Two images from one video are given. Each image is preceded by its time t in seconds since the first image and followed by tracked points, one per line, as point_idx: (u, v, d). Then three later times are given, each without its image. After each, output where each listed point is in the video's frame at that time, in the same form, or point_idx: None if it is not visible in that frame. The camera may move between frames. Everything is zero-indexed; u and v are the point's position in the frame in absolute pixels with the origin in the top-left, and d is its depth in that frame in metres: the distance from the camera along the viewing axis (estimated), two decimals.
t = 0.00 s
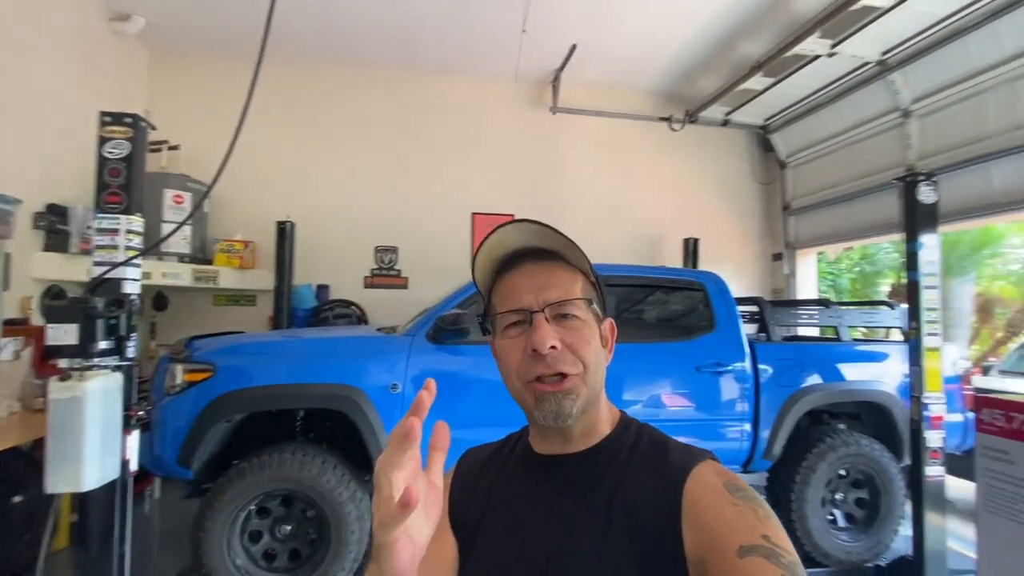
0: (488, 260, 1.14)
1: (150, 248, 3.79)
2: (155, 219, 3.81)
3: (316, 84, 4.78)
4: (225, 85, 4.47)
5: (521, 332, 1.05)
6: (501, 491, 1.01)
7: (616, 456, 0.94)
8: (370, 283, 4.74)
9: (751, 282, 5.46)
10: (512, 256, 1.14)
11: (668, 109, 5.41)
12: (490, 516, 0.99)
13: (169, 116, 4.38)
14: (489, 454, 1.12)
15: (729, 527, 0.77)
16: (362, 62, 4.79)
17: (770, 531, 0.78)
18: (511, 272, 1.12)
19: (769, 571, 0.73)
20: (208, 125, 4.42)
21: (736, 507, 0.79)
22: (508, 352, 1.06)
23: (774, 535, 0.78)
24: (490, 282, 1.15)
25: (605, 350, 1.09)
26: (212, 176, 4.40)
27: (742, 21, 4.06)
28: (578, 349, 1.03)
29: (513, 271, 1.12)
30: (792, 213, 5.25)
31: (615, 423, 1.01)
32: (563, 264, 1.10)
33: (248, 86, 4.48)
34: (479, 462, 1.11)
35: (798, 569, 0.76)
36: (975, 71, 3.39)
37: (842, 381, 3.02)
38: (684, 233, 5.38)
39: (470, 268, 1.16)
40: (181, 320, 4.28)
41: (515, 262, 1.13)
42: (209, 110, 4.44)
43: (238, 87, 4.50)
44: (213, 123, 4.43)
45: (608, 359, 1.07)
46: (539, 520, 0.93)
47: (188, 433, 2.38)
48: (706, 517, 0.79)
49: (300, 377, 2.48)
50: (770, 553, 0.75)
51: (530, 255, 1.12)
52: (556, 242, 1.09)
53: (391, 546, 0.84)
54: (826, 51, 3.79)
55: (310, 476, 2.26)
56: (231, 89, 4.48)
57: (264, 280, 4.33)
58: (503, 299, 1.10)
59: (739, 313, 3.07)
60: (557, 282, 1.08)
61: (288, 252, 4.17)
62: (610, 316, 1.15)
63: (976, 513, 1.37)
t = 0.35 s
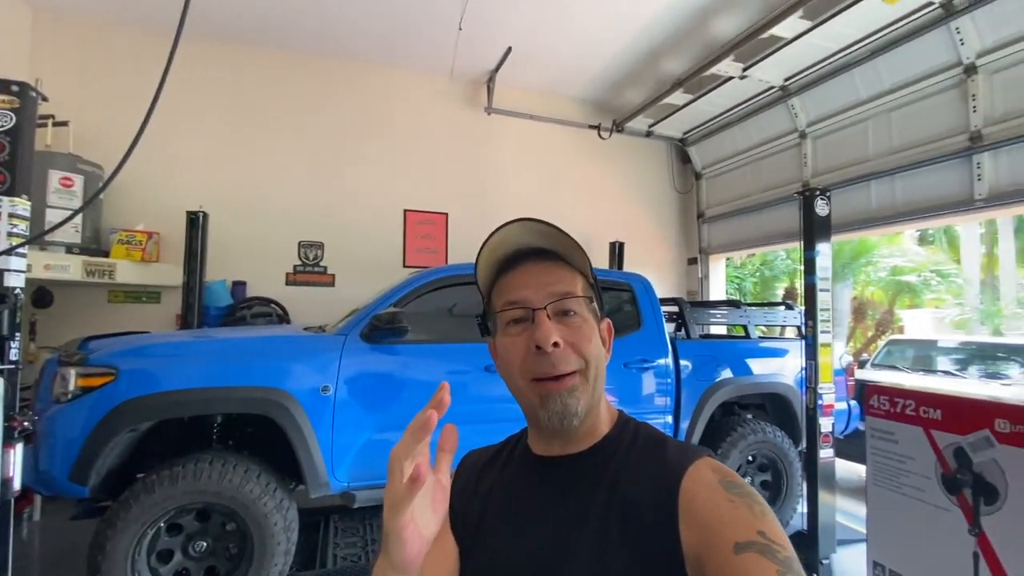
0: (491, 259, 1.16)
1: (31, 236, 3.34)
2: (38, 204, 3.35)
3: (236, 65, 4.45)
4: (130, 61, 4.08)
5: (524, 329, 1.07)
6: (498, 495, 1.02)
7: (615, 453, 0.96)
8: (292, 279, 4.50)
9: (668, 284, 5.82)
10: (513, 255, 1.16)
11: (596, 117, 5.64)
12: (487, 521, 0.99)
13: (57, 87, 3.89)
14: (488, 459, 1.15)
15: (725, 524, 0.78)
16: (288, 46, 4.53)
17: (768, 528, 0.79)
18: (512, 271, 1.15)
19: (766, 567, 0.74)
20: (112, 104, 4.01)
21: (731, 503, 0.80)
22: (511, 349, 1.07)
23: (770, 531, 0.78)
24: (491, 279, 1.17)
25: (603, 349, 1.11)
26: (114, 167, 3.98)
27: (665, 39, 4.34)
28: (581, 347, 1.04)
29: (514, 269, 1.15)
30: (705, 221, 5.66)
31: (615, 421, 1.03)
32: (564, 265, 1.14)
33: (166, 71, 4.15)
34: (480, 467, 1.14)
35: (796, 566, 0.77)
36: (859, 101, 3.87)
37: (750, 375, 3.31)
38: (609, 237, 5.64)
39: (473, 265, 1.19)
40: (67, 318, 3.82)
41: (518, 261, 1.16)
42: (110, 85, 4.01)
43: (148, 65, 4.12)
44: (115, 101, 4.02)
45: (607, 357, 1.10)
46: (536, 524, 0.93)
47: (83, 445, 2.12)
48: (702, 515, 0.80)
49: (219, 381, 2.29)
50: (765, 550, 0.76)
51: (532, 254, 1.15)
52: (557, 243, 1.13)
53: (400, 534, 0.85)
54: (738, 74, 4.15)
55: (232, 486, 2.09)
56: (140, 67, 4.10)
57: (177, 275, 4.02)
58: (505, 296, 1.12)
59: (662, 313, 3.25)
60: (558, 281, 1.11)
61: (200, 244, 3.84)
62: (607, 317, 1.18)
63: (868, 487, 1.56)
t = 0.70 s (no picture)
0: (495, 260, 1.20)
1: None
2: None
3: (189, 59, 4.25)
4: (72, 50, 3.83)
5: (526, 331, 1.10)
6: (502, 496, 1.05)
7: (622, 450, 0.99)
8: (248, 284, 4.33)
9: (627, 291, 5.99)
10: (518, 256, 1.19)
11: (559, 126, 5.75)
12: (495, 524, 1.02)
13: None
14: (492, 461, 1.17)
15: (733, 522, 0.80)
16: (245, 41, 4.37)
17: (777, 527, 0.81)
18: (516, 272, 1.18)
19: (775, 564, 0.75)
20: (51, 96, 3.76)
21: (740, 502, 0.83)
22: (514, 350, 1.10)
23: (779, 531, 0.80)
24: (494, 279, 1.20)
25: (606, 347, 1.14)
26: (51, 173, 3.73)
27: (627, 53, 4.48)
28: (582, 347, 1.08)
29: (518, 270, 1.18)
30: (663, 230, 5.85)
31: (619, 417, 1.06)
32: (567, 265, 1.16)
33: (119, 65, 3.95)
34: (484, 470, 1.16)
35: (806, 565, 0.78)
36: (805, 120, 4.12)
37: (708, 378, 3.44)
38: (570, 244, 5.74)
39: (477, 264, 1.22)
40: None
41: (521, 262, 1.19)
42: (50, 76, 3.76)
43: (93, 56, 3.89)
44: (56, 93, 3.78)
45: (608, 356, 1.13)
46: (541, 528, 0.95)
47: (18, 462, 1.95)
48: (711, 512, 0.82)
49: (172, 391, 2.17)
50: (774, 548, 0.77)
51: (535, 255, 1.18)
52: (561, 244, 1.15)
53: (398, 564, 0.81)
54: (695, 90, 4.34)
55: (188, 502, 1.97)
56: (83, 58, 3.87)
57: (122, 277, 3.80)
58: (509, 297, 1.15)
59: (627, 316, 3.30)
60: (562, 282, 1.13)
61: (148, 246, 3.64)
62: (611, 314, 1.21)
63: (825, 481, 1.66)
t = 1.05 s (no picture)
0: (505, 241, 1.19)
1: None
2: None
3: (173, 65, 4.18)
4: (51, 55, 3.74)
5: (526, 318, 1.10)
6: (494, 496, 1.04)
7: (613, 439, 0.98)
8: (232, 293, 4.25)
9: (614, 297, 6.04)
10: (527, 241, 1.18)
11: (545, 133, 5.81)
12: (490, 525, 1.00)
13: None
14: (475, 460, 1.16)
15: (723, 507, 0.78)
16: (230, 46, 4.32)
17: (766, 512, 0.79)
18: (524, 257, 1.17)
19: (766, 550, 0.73)
20: (26, 101, 3.66)
21: (731, 487, 0.81)
22: (511, 337, 1.10)
23: (769, 516, 0.78)
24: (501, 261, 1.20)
25: (604, 344, 1.13)
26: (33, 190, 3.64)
27: (612, 63, 4.56)
28: (580, 341, 1.07)
29: (523, 255, 1.17)
30: (648, 236, 5.93)
31: (611, 413, 1.05)
32: (575, 254, 1.15)
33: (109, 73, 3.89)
34: (469, 470, 1.15)
35: (795, 550, 0.76)
36: (785, 128, 4.24)
37: (697, 381, 3.50)
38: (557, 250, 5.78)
39: (483, 244, 1.21)
40: None
41: (528, 247, 1.18)
42: (28, 81, 3.67)
43: (73, 61, 3.80)
44: (34, 99, 3.68)
45: (605, 352, 1.12)
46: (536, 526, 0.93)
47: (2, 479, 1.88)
48: (701, 498, 0.80)
49: (163, 403, 2.12)
50: (765, 533, 0.76)
51: (542, 241, 1.17)
52: (572, 235, 1.13)
53: None
54: (679, 98, 4.44)
55: (181, 516, 1.93)
56: (61, 61, 3.77)
57: (102, 288, 3.70)
58: (514, 280, 1.14)
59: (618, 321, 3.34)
60: (568, 274, 1.12)
61: (129, 254, 3.55)
62: (613, 312, 1.19)
63: (820, 480, 1.71)
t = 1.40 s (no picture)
0: (488, 249, 1.14)
1: None
2: None
3: (172, 72, 4.14)
4: (52, 65, 3.70)
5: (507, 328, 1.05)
6: (497, 502, 0.98)
7: (607, 442, 0.94)
8: (237, 301, 4.21)
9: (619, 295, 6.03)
10: (510, 246, 1.12)
11: (547, 134, 5.80)
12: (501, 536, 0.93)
13: None
14: (469, 460, 1.12)
15: (713, 519, 0.74)
16: (230, 52, 4.28)
17: (758, 522, 0.76)
18: (508, 264, 1.12)
19: (754, 563, 0.70)
20: (24, 111, 3.61)
21: (723, 498, 0.77)
22: (494, 347, 1.07)
23: (760, 527, 0.75)
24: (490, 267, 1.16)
25: (593, 350, 1.06)
26: (31, 215, 3.57)
27: (613, 61, 4.54)
28: (560, 351, 1.01)
29: (509, 261, 1.12)
30: (652, 234, 5.93)
31: (602, 423, 0.99)
32: (558, 259, 1.07)
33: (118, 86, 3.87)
34: (464, 466, 1.11)
35: (785, 562, 0.73)
36: (789, 123, 4.23)
37: (710, 378, 3.48)
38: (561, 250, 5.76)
39: (469, 251, 1.16)
40: None
41: (513, 252, 1.11)
42: (28, 92, 3.63)
43: (73, 70, 3.76)
44: (34, 110, 3.64)
45: (593, 361, 1.05)
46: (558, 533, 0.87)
47: (16, 497, 1.84)
48: (692, 508, 0.77)
49: (177, 415, 2.08)
50: (755, 544, 0.73)
51: (525, 246, 1.10)
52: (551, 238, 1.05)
53: None
54: (682, 96, 4.43)
55: (200, 531, 1.88)
56: (59, 70, 3.73)
57: (105, 300, 3.65)
58: (497, 289, 1.10)
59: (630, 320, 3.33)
60: (550, 279, 1.05)
61: (133, 264, 3.50)
62: (608, 314, 1.11)
63: (851, 476, 1.66)
